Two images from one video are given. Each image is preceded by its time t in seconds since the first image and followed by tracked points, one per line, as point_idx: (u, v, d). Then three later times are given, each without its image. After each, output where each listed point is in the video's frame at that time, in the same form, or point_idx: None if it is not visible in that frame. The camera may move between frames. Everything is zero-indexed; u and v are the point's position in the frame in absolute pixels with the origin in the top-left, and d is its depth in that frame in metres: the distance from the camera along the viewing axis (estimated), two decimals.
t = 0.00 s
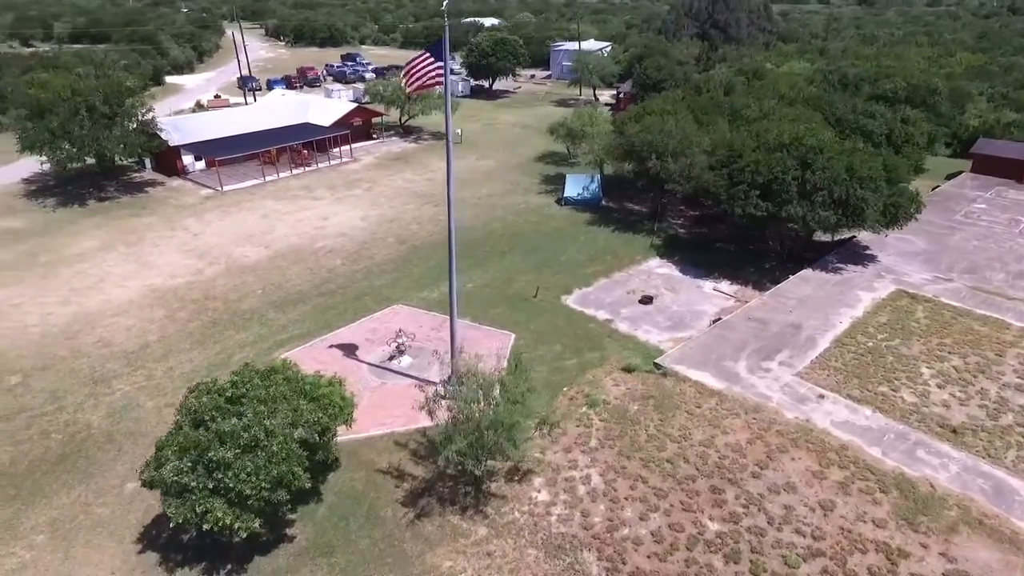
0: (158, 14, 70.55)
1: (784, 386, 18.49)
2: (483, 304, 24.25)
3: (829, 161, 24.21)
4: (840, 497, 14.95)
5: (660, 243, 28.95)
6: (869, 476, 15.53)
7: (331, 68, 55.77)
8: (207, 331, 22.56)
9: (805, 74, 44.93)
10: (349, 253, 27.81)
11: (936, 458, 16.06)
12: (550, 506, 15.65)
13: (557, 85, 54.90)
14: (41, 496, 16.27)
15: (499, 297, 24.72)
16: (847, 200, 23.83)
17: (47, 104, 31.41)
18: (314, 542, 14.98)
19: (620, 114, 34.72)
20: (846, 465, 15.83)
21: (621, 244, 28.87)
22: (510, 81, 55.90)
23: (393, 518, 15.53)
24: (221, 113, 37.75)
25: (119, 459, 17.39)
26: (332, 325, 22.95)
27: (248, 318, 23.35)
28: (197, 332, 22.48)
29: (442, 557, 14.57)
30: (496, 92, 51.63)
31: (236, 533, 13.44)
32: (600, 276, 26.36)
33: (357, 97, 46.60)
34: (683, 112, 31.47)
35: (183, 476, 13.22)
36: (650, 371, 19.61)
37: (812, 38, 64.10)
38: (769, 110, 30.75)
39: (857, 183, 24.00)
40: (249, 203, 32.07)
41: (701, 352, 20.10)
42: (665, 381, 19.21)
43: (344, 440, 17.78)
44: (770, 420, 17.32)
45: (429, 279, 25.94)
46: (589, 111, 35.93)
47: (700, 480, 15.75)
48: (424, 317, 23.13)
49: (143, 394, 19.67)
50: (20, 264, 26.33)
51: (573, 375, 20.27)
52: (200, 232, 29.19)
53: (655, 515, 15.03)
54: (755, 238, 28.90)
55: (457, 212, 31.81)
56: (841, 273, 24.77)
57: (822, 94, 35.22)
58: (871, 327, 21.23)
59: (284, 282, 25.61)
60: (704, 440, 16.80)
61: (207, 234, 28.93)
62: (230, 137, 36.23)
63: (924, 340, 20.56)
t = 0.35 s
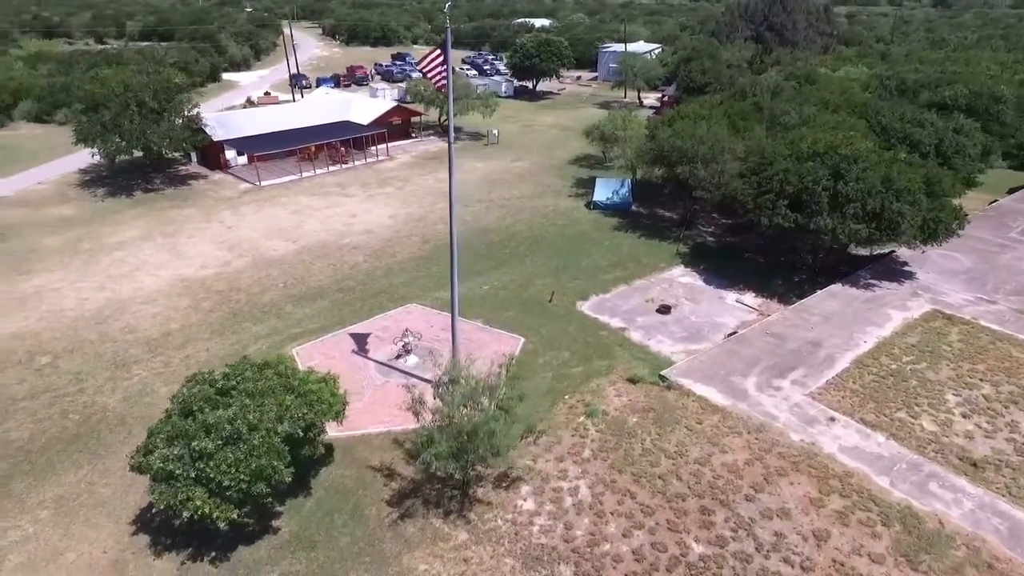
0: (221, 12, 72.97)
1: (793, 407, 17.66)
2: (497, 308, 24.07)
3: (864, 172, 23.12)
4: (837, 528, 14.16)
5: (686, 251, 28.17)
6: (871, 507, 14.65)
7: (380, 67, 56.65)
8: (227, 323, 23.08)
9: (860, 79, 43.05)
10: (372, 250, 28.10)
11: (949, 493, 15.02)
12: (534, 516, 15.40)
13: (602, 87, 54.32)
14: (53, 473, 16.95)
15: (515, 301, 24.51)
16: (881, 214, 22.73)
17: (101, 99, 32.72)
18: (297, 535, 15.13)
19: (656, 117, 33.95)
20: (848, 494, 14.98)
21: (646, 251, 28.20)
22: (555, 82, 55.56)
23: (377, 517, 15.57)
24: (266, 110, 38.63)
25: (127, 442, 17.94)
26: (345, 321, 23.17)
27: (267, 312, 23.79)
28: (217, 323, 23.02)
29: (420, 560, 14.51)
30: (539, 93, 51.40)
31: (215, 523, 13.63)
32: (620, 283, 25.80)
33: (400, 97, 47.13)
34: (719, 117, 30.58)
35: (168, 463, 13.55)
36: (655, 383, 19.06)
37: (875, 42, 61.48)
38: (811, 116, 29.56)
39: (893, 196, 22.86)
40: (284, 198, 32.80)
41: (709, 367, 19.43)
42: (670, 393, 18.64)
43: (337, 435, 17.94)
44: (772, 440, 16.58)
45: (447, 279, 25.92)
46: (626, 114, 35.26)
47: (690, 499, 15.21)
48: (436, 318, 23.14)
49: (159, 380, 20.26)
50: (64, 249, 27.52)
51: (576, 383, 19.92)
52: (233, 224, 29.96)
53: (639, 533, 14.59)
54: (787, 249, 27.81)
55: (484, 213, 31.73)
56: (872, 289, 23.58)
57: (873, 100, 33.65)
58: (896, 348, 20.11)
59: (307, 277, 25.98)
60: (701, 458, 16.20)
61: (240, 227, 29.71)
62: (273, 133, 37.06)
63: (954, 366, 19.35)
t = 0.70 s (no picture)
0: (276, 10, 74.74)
1: (800, 428, 16.90)
2: (509, 311, 23.90)
3: (897, 184, 22.07)
4: (830, 559, 13.44)
5: (710, 261, 27.40)
6: (869, 539, 13.85)
7: (423, 66, 57.16)
8: (244, 315, 23.57)
9: (914, 86, 41.16)
10: (393, 248, 28.29)
11: (958, 529, 14.07)
12: (517, 525, 15.19)
13: (645, 89, 53.50)
14: (63, 453, 17.55)
15: (528, 305, 24.28)
16: (914, 228, 21.68)
17: (147, 94, 33.86)
18: (283, 529, 15.32)
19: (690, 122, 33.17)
20: (846, 523, 14.23)
21: (669, 259, 27.54)
22: (597, 84, 55.03)
23: (362, 516, 15.63)
24: (305, 107, 39.38)
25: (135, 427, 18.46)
26: (357, 318, 23.35)
27: (284, 305, 24.19)
28: (235, 315, 23.53)
29: (397, 561, 14.48)
30: (579, 95, 50.97)
31: (199, 513, 13.84)
32: (638, 291, 25.27)
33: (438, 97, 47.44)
34: (753, 123, 29.66)
35: (157, 451, 13.85)
36: (658, 395, 18.57)
37: (937, 47, 58.77)
38: (850, 123, 28.37)
39: (927, 210, 21.78)
40: (315, 194, 33.39)
41: (715, 381, 18.80)
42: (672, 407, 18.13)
43: (333, 432, 18.08)
44: (772, 462, 15.91)
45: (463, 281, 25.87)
46: (659, 117, 34.54)
47: (678, 518, 14.72)
48: (446, 319, 23.12)
49: (174, 368, 20.78)
50: (102, 237, 28.59)
51: (579, 391, 19.58)
52: (263, 219, 30.64)
53: (621, 549, 14.21)
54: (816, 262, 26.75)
55: (510, 215, 31.59)
56: (902, 308, 22.44)
57: (921, 108, 32.12)
58: (919, 372, 19.06)
59: (327, 273, 26.33)
60: (694, 476, 15.67)
61: (269, 221, 30.36)
62: (311, 130, 37.76)
63: (980, 394, 18.22)
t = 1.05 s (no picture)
0: (328, 9, 76.25)
1: (800, 449, 16.18)
2: (519, 314, 23.72)
3: (928, 197, 20.98)
4: None
5: (733, 270, 26.58)
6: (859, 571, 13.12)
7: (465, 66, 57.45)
8: (261, 307, 24.06)
9: (971, 92, 39.11)
10: (413, 248, 28.47)
11: (959, 566, 13.20)
12: (497, 532, 14.99)
13: (687, 92, 52.47)
14: (74, 434, 18.23)
15: (539, 309, 24.05)
16: (945, 243, 20.56)
17: (189, 91, 34.98)
18: (268, 521, 15.54)
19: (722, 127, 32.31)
20: (836, 552, 13.54)
21: (690, 267, 26.84)
22: (638, 86, 54.27)
23: (346, 513, 15.71)
24: (340, 105, 40.05)
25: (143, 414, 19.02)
26: (368, 315, 23.56)
27: (300, 300, 24.60)
28: (252, 307, 24.03)
29: (373, 561, 14.50)
30: (619, 98, 50.33)
31: (183, 501, 14.15)
32: (654, 299, 24.71)
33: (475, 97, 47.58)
34: (785, 129, 28.69)
35: (147, 439, 14.23)
36: (657, 407, 18.10)
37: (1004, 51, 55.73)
38: (889, 131, 27.16)
39: (960, 225, 20.62)
40: (344, 191, 33.91)
41: (718, 396, 18.19)
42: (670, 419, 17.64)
43: (330, 428, 18.22)
44: (765, 483, 15.28)
45: (477, 282, 25.81)
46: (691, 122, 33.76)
47: (661, 536, 14.27)
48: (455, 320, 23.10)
49: (187, 357, 21.33)
50: (138, 228, 29.65)
51: (578, 399, 19.25)
52: (290, 214, 31.28)
53: (597, 564, 13.87)
54: (845, 275, 25.64)
55: (533, 217, 31.38)
56: (929, 328, 21.27)
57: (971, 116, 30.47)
58: (939, 396, 18.02)
59: (345, 270, 26.68)
60: (682, 493, 15.18)
61: (296, 217, 30.97)
62: (346, 128, 38.34)
63: (1004, 423, 17.09)
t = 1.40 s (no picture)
0: (385, 8, 77.55)
1: (798, 473, 15.39)
2: (532, 318, 23.46)
3: (967, 212, 19.67)
4: None
5: (759, 282, 25.60)
6: None
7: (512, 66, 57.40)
8: (281, 299, 24.59)
9: None
10: (436, 246, 28.58)
11: None
12: (473, 536, 14.84)
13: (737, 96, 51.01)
14: (90, 413, 19.01)
15: (552, 313, 23.74)
16: (982, 262, 19.24)
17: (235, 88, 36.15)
18: (254, 509, 15.84)
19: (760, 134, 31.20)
20: None
21: (714, 277, 25.99)
22: (687, 89, 53.09)
23: (329, 506, 15.87)
24: (381, 104, 40.69)
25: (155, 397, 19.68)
26: (381, 312, 23.77)
27: (319, 294, 25.03)
28: (272, 300, 24.57)
29: (347, 556, 14.58)
30: (665, 101, 49.33)
31: (169, 484, 14.54)
32: (672, 308, 24.02)
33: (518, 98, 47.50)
34: (824, 137, 27.45)
35: (139, 422, 14.69)
36: (654, 420, 17.57)
37: None
38: (936, 140, 25.63)
39: (999, 243, 19.31)
40: (377, 188, 34.35)
41: (719, 411, 17.52)
42: (665, 433, 17.09)
43: (328, 421, 18.44)
44: (755, 507, 14.59)
45: (494, 283, 25.69)
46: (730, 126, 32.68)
47: (637, 553, 13.83)
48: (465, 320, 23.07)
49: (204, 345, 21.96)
50: (177, 218, 30.77)
51: (578, 406, 18.87)
52: (323, 210, 31.90)
53: None
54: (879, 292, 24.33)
55: (560, 220, 31.04)
56: (961, 352, 19.93)
57: None
58: (960, 425, 16.85)
59: (367, 266, 27.02)
60: (666, 511, 14.68)
61: (327, 212, 31.57)
62: (384, 126, 38.87)
63: None
